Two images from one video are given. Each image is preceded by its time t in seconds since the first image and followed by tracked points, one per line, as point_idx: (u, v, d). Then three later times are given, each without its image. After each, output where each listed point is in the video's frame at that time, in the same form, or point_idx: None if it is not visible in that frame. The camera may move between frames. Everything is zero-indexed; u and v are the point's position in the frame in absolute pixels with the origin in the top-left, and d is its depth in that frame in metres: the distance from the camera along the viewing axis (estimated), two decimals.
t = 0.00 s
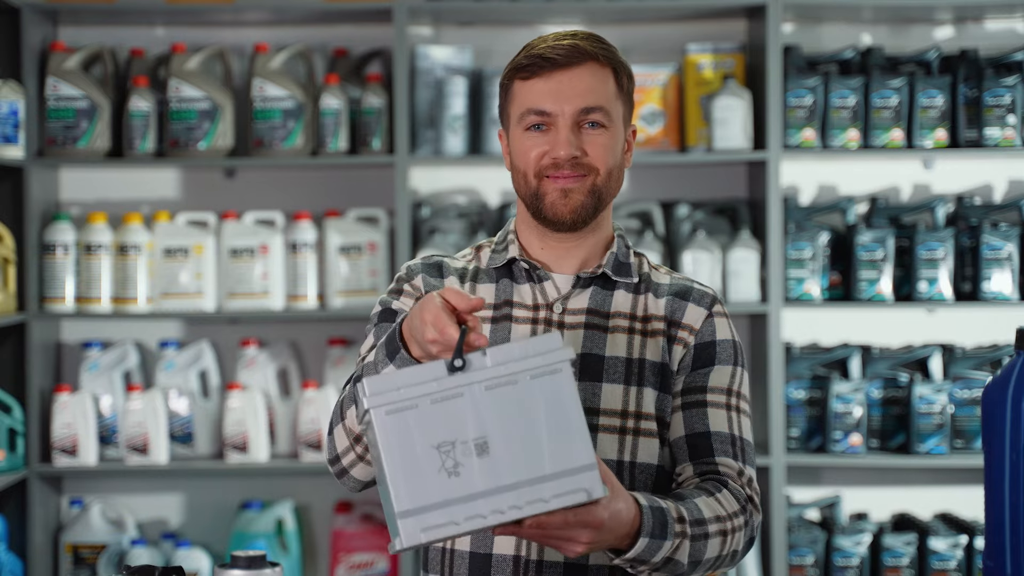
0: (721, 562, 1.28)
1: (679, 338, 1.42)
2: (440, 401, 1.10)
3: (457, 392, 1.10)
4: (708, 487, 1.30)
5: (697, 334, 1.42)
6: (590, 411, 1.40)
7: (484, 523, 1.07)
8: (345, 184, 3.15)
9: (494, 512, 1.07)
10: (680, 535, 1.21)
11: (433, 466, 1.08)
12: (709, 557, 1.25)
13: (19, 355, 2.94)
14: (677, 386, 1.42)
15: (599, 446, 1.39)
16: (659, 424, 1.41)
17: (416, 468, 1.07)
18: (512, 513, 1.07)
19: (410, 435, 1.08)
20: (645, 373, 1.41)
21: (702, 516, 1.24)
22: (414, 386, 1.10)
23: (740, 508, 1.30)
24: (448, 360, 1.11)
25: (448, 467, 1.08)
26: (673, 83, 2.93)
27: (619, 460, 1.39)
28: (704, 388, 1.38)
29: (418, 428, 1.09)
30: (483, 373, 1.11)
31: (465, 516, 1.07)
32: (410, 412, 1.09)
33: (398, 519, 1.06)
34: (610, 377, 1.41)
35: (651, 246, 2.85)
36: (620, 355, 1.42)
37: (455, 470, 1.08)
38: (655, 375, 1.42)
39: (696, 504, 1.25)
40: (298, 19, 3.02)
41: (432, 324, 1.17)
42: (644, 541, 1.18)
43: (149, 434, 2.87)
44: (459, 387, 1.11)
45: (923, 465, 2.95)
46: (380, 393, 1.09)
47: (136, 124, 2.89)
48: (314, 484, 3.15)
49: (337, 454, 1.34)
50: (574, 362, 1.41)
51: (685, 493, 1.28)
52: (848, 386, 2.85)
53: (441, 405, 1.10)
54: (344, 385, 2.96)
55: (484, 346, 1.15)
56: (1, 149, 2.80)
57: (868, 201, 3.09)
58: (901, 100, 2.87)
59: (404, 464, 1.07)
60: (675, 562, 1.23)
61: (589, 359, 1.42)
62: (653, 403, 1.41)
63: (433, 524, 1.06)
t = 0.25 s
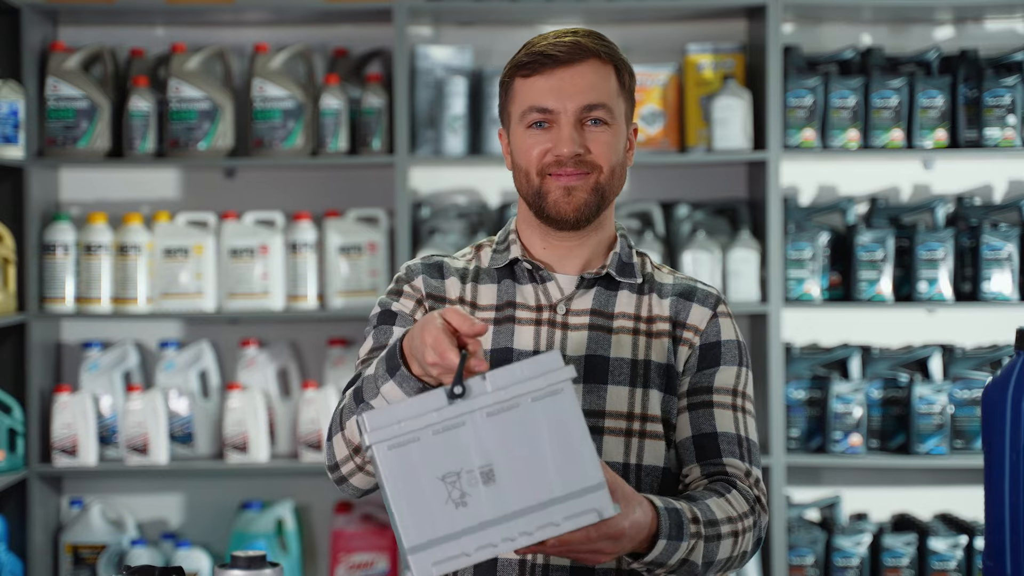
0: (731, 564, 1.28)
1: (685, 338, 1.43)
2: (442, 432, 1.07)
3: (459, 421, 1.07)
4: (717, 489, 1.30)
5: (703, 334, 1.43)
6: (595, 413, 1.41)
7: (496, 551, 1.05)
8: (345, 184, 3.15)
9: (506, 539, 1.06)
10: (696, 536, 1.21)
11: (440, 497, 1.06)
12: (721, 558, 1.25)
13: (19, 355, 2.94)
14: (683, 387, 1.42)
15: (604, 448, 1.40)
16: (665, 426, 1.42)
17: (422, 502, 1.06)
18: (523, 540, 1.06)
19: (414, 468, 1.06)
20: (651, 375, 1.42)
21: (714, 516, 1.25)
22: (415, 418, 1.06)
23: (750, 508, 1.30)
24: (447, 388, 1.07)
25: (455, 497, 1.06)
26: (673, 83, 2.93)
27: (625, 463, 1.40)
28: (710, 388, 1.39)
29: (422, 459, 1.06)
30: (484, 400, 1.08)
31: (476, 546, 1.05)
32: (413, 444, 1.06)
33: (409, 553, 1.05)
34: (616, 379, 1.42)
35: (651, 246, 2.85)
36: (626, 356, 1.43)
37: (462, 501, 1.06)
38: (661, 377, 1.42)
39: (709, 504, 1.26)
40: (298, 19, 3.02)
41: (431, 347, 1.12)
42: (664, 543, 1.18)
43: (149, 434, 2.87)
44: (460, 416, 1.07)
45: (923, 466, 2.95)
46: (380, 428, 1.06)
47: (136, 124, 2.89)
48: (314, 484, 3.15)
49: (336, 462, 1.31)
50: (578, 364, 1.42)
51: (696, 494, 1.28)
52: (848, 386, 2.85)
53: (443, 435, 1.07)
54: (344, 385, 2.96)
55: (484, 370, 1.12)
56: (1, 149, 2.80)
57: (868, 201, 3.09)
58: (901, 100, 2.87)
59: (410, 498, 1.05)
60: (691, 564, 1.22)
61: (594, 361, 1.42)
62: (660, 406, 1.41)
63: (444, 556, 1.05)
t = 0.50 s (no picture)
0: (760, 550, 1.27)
1: (687, 334, 1.43)
2: (437, 455, 1.07)
3: (454, 445, 1.08)
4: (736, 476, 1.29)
5: (705, 329, 1.43)
6: (595, 413, 1.42)
7: None
8: (345, 184, 3.14)
9: (496, 564, 1.07)
10: (726, 519, 1.20)
11: (433, 520, 1.07)
12: (747, 544, 1.24)
13: (19, 355, 2.94)
14: (689, 382, 1.42)
15: (604, 448, 1.41)
16: (670, 424, 1.42)
17: (415, 524, 1.07)
18: (514, 565, 1.07)
19: (408, 490, 1.07)
20: (652, 373, 1.42)
21: (740, 500, 1.23)
22: (411, 440, 1.07)
23: (771, 492, 1.28)
24: (444, 409, 1.08)
25: (447, 520, 1.07)
26: (673, 83, 2.93)
27: (627, 463, 1.41)
28: (717, 380, 1.39)
29: (416, 482, 1.07)
30: (480, 424, 1.08)
31: (466, 570, 1.06)
32: (408, 466, 1.07)
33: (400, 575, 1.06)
34: (616, 379, 1.42)
35: (651, 246, 2.85)
36: (626, 356, 1.43)
37: (455, 524, 1.07)
38: (664, 375, 1.42)
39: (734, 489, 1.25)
40: (298, 19, 3.02)
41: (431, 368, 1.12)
42: (700, 529, 1.17)
43: (149, 434, 2.87)
44: (455, 439, 1.08)
45: (923, 466, 2.96)
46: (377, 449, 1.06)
47: (136, 124, 2.89)
48: (314, 483, 3.15)
49: (335, 474, 1.30)
50: (578, 364, 1.42)
51: (717, 483, 1.27)
52: (848, 386, 2.85)
53: (439, 458, 1.07)
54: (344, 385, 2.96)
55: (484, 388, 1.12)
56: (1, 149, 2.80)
57: (868, 201, 3.09)
58: (901, 100, 2.87)
59: (402, 519, 1.07)
60: (727, 549, 1.21)
61: (594, 361, 1.42)
62: (663, 404, 1.42)
63: None
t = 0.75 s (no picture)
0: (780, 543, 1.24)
1: (687, 329, 1.44)
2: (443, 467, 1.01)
3: (461, 459, 1.02)
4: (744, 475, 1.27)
5: (706, 323, 1.44)
6: (596, 412, 1.42)
7: None
8: (345, 184, 3.15)
9: None
10: (741, 523, 1.17)
11: (431, 534, 1.00)
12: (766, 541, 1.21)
13: (19, 355, 2.94)
14: (693, 376, 1.43)
15: (604, 447, 1.41)
16: (670, 422, 1.42)
17: (411, 535, 1.00)
18: None
19: (409, 501, 1.01)
20: (652, 371, 1.43)
21: (752, 500, 1.20)
22: (417, 449, 1.01)
23: (783, 484, 1.26)
24: (455, 422, 1.02)
25: (445, 535, 1.00)
26: (673, 83, 2.93)
27: (627, 462, 1.41)
28: (722, 373, 1.40)
29: (418, 493, 1.01)
30: (491, 440, 1.02)
31: None
32: (411, 477, 1.01)
33: None
34: (616, 378, 1.42)
35: (651, 246, 2.85)
36: (626, 354, 1.43)
37: (453, 540, 1.00)
38: (664, 373, 1.43)
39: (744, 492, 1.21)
40: (298, 19, 3.02)
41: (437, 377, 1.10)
42: (717, 539, 1.13)
43: (149, 434, 2.87)
44: (463, 453, 1.02)
45: (923, 466, 2.96)
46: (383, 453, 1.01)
47: (136, 124, 2.89)
48: (314, 483, 3.15)
49: (333, 473, 1.30)
50: (578, 363, 1.43)
51: (726, 486, 1.24)
52: (848, 386, 2.85)
53: (444, 472, 1.01)
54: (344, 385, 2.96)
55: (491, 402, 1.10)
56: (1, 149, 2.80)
57: (868, 201, 3.09)
58: (901, 100, 2.87)
59: (400, 529, 1.00)
60: (747, 553, 1.18)
61: (594, 359, 1.43)
62: (664, 403, 1.42)
63: None
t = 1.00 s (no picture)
0: (794, 530, 1.23)
1: (689, 327, 1.44)
2: (448, 476, 1.01)
3: (466, 468, 1.01)
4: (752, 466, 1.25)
5: (708, 318, 1.43)
6: (597, 412, 1.42)
7: None
8: (345, 184, 3.14)
9: None
10: (754, 520, 1.15)
11: (432, 541, 1.00)
12: (780, 533, 1.19)
13: (19, 355, 2.94)
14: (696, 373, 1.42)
15: (606, 447, 1.41)
16: (671, 420, 1.43)
17: (413, 541, 1.00)
18: None
19: (413, 508, 1.00)
20: (653, 371, 1.43)
21: (762, 493, 1.19)
22: (424, 457, 1.01)
23: (791, 474, 1.24)
24: (462, 431, 1.01)
25: (447, 543, 1.00)
26: (673, 83, 2.93)
27: (628, 461, 1.41)
28: (725, 367, 1.39)
29: (422, 501, 1.01)
30: (497, 452, 1.02)
31: None
32: (417, 483, 1.01)
33: None
34: (617, 377, 1.43)
35: (651, 246, 2.85)
36: (627, 353, 1.43)
37: (454, 548, 1.00)
38: (666, 371, 1.43)
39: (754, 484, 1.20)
40: (298, 19, 3.02)
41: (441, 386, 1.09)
42: (729, 542, 1.12)
43: (149, 434, 2.87)
44: (469, 464, 1.01)
45: (923, 466, 2.96)
46: (390, 458, 1.01)
47: (136, 124, 2.89)
48: (313, 484, 3.15)
49: (332, 472, 1.30)
50: (579, 363, 1.43)
51: (734, 483, 1.22)
52: (848, 386, 2.85)
53: (449, 480, 1.01)
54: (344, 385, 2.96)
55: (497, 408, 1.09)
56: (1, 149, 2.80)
57: (868, 201, 3.09)
58: (901, 100, 2.87)
59: (403, 533, 1.00)
60: (763, 549, 1.16)
61: (596, 358, 1.43)
62: (664, 402, 1.43)
63: None
